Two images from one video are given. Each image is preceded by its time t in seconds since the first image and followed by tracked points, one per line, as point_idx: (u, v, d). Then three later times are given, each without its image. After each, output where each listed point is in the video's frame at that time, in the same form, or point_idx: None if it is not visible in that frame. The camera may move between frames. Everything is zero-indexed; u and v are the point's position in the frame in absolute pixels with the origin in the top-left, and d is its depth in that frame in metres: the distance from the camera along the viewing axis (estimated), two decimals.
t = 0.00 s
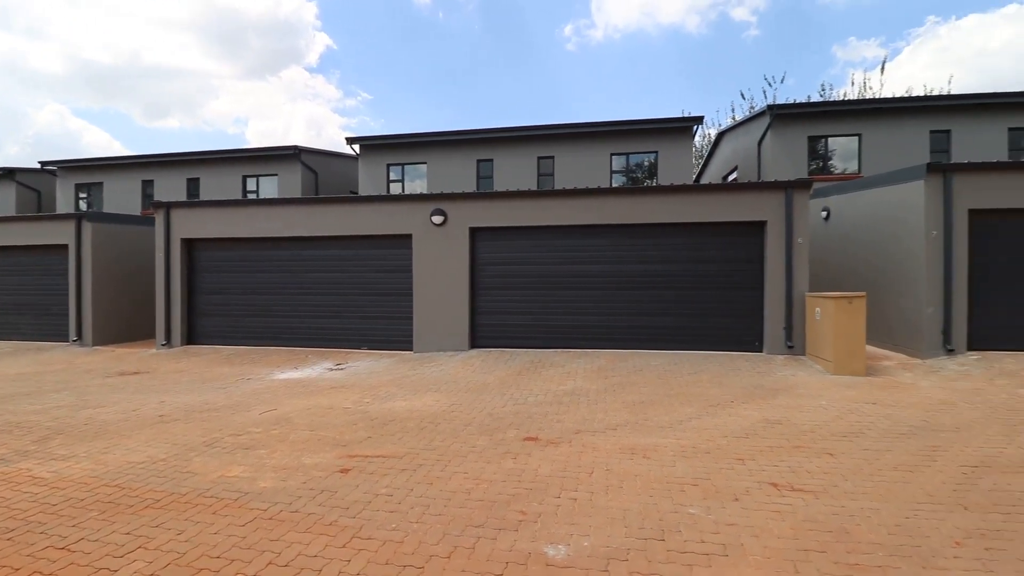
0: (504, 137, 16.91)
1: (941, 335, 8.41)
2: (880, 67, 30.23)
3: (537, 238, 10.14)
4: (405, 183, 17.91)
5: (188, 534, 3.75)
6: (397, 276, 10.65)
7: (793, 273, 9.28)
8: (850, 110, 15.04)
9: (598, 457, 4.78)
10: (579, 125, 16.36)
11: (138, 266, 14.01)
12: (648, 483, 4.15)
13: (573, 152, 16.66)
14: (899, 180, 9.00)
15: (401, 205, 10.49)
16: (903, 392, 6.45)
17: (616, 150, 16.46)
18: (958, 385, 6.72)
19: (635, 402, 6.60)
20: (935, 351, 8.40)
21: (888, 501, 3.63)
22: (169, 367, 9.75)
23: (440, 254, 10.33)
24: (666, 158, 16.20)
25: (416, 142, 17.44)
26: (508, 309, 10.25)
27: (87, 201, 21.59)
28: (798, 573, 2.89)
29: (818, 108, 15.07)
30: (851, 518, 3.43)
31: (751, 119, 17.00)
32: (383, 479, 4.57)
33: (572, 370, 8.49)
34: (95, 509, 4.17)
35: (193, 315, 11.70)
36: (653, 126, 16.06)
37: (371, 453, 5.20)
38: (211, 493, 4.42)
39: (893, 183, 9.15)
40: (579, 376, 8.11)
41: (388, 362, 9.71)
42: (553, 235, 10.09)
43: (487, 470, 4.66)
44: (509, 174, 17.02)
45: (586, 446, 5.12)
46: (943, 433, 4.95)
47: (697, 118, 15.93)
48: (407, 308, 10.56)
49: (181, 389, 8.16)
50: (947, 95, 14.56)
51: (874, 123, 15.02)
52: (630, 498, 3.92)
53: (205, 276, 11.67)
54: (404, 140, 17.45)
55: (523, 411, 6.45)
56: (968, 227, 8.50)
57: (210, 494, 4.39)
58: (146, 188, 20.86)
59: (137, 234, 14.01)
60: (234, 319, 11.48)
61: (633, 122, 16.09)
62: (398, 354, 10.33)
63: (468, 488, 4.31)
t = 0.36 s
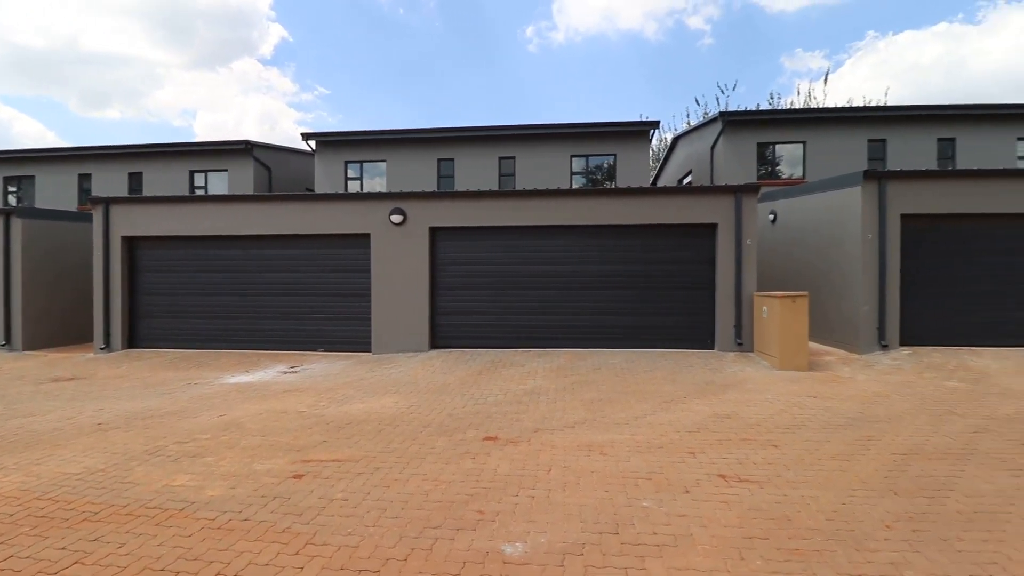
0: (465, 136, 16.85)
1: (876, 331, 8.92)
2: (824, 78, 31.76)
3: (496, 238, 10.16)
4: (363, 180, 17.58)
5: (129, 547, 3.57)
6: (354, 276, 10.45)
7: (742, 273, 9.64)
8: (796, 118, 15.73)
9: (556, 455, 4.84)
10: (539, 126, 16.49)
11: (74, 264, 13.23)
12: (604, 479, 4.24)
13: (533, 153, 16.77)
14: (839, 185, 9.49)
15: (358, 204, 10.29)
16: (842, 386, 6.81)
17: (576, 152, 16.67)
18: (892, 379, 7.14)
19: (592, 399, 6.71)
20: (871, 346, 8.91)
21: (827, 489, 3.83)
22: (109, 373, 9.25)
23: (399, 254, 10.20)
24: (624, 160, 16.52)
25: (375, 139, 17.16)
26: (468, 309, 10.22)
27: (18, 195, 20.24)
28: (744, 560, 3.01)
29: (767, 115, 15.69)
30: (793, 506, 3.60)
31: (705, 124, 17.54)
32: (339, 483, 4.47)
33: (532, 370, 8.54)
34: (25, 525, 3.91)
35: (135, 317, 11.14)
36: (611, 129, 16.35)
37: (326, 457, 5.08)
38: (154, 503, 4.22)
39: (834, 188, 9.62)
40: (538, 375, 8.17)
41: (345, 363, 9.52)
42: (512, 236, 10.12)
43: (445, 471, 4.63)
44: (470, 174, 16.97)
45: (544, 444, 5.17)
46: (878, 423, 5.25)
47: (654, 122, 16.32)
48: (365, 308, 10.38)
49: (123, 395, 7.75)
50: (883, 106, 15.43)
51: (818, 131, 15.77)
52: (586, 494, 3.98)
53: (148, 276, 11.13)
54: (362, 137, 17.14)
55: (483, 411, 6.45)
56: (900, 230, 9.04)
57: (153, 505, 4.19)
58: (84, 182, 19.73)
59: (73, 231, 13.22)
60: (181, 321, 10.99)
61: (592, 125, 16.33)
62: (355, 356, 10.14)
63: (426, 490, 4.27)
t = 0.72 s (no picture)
0: (425, 135, 16.69)
1: (819, 329, 9.37)
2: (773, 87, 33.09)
3: (457, 238, 10.11)
4: (320, 177, 17.18)
5: (65, 562, 3.38)
6: (310, 276, 10.20)
7: (695, 274, 9.95)
8: (746, 124, 16.33)
9: (515, 454, 4.87)
10: (499, 126, 16.51)
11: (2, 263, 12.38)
12: (562, 476, 4.29)
13: (494, 153, 16.79)
14: (785, 189, 9.92)
15: (315, 202, 10.05)
16: (788, 381, 7.12)
17: (537, 153, 16.79)
18: (833, 373, 7.52)
19: (552, 398, 6.77)
20: (814, 343, 9.35)
21: (771, 479, 4.00)
22: (43, 379, 8.70)
23: (357, 254, 10.02)
24: (584, 162, 16.75)
25: (333, 136, 16.79)
26: (429, 309, 10.14)
27: None
28: (693, 550, 3.12)
29: (719, 121, 16.23)
30: (740, 497, 3.75)
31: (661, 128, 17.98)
32: (293, 490, 4.36)
33: (492, 370, 8.55)
34: None
35: (72, 320, 10.53)
36: (571, 130, 16.55)
37: (279, 463, 4.94)
38: (92, 516, 4.00)
39: (781, 192, 10.03)
40: (499, 375, 8.19)
41: (300, 366, 9.28)
42: (473, 236, 10.11)
43: (403, 473, 4.58)
44: (430, 173, 16.83)
45: (504, 443, 5.19)
46: (819, 416, 5.52)
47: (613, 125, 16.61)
48: (321, 309, 10.15)
49: (59, 403, 7.31)
50: (826, 115, 16.20)
51: (766, 137, 16.42)
52: (545, 492, 4.02)
53: (87, 276, 10.54)
54: (319, 133, 16.74)
55: (442, 412, 6.41)
56: (841, 233, 9.53)
57: (91, 519, 3.97)
58: (14, 175, 18.50)
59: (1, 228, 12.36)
60: (123, 323, 10.45)
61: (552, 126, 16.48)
62: (311, 358, 9.90)
63: (383, 493, 4.22)
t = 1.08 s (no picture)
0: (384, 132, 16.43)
1: (767, 327, 9.77)
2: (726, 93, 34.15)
3: (416, 238, 10.01)
4: (274, 173, 16.69)
5: None
6: (262, 276, 9.88)
7: (651, 274, 10.20)
8: (700, 130, 16.82)
9: (474, 454, 4.87)
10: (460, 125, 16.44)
11: None
12: (521, 474, 4.32)
13: (455, 152, 16.69)
14: (736, 193, 10.28)
15: (268, 200, 9.74)
16: (738, 377, 7.39)
17: (498, 153, 16.81)
18: (779, 368, 7.86)
19: (512, 397, 6.80)
20: (763, 341, 9.74)
21: (720, 471, 4.15)
22: None
23: (313, 254, 9.77)
24: (545, 162, 16.88)
25: (288, 131, 16.33)
26: (387, 310, 10.00)
27: None
28: (647, 541, 3.20)
29: (675, 125, 16.66)
30: (692, 489, 3.87)
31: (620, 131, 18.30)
32: (244, 497, 4.22)
33: (452, 370, 8.51)
34: None
35: None
36: (531, 131, 16.65)
37: (229, 470, 4.77)
38: (23, 532, 3.76)
39: (732, 196, 10.40)
40: (459, 375, 8.16)
41: (253, 369, 8.98)
42: (432, 236, 10.03)
43: (361, 477, 4.50)
44: (390, 171, 16.58)
45: (463, 443, 5.18)
46: (766, 409, 5.76)
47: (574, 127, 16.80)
48: (275, 310, 9.85)
49: None
50: (774, 122, 16.88)
51: (719, 143, 16.97)
52: (504, 490, 4.04)
53: (17, 276, 9.87)
54: (274, 128, 16.24)
55: (401, 414, 6.34)
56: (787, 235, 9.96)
57: (21, 535, 3.73)
58: None
59: None
60: (58, 326, 9.84)
61: (513, 127, 16.53)
62: (264, 361, 9.59)
63: (339, 497, 4.13)
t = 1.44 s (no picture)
0: (341, 128, 16.09)
1: (719, 325, 10.11)
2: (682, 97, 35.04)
3: (374, 237, 9.85)
4: (224, 168, 16.08)
5: None
6: (212, 276, 9.51)
7: (609, 274, 10.38)
8: (657, 133, 17.23)
9: (434, 455, 4.83)
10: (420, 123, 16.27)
11: None
12: (480, 474, 4.32)
13: (415, 151, 16.51)
14: (690, 195, 10.58)
15: (218, 196, 9.36)
16: (692, 373, 7.61)
17: (460, 153, 16.73)
18: (731, 365, 8.14)
19: (472, 397, 6.79)
20: (715, 338, 10.07)
21: (674, 464, 4.27)
22: None
23: (267, 253, 9.47)
24: (506, 163, 16.92)
25: (240, 125, 15.77)
26: (345, 311, 9.80)
27: None
28: (603, 535, 3.26)
29: (632, 129, 16.99)
30: (647, 483, 3.97)
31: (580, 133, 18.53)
32: (191, 507, 4.05)
33: (412, 371, 8.42)
34: None
35: None
36: (492, 131, 16.66)
37: (174, 480, 4.57)
38: None
39: (687, 198, 10.70)
40: (419, 376, 8.09)
41: (201, 373, 8.63)
42: (391, 235, 9.89)
43: (316, 482, 4.39)
44: (348, 169, 16.25)
45: (422, 445, 5.13)
46: (718, 404, 5.95)
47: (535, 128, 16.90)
48: (226, 311, 9.50)
49: None
50: (726, 128, 17.45)
51: (675, 146, 17.42)
52: (463, 491, 4.03)
53: None
54: (225, 121, 15.66)
55: (359, 416, 6.23)
56: (738, 237, 10.33)
57: None
58: None
59: None
60: None
61: (474, 126, 16.49)
62: (213, 364, 9.24)
63: (293, 504, 4.02)
